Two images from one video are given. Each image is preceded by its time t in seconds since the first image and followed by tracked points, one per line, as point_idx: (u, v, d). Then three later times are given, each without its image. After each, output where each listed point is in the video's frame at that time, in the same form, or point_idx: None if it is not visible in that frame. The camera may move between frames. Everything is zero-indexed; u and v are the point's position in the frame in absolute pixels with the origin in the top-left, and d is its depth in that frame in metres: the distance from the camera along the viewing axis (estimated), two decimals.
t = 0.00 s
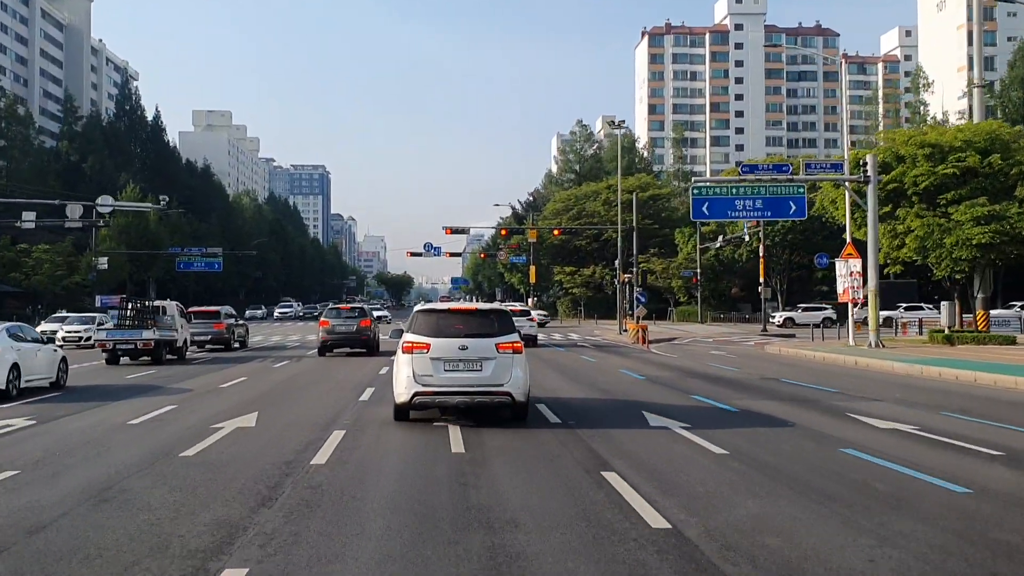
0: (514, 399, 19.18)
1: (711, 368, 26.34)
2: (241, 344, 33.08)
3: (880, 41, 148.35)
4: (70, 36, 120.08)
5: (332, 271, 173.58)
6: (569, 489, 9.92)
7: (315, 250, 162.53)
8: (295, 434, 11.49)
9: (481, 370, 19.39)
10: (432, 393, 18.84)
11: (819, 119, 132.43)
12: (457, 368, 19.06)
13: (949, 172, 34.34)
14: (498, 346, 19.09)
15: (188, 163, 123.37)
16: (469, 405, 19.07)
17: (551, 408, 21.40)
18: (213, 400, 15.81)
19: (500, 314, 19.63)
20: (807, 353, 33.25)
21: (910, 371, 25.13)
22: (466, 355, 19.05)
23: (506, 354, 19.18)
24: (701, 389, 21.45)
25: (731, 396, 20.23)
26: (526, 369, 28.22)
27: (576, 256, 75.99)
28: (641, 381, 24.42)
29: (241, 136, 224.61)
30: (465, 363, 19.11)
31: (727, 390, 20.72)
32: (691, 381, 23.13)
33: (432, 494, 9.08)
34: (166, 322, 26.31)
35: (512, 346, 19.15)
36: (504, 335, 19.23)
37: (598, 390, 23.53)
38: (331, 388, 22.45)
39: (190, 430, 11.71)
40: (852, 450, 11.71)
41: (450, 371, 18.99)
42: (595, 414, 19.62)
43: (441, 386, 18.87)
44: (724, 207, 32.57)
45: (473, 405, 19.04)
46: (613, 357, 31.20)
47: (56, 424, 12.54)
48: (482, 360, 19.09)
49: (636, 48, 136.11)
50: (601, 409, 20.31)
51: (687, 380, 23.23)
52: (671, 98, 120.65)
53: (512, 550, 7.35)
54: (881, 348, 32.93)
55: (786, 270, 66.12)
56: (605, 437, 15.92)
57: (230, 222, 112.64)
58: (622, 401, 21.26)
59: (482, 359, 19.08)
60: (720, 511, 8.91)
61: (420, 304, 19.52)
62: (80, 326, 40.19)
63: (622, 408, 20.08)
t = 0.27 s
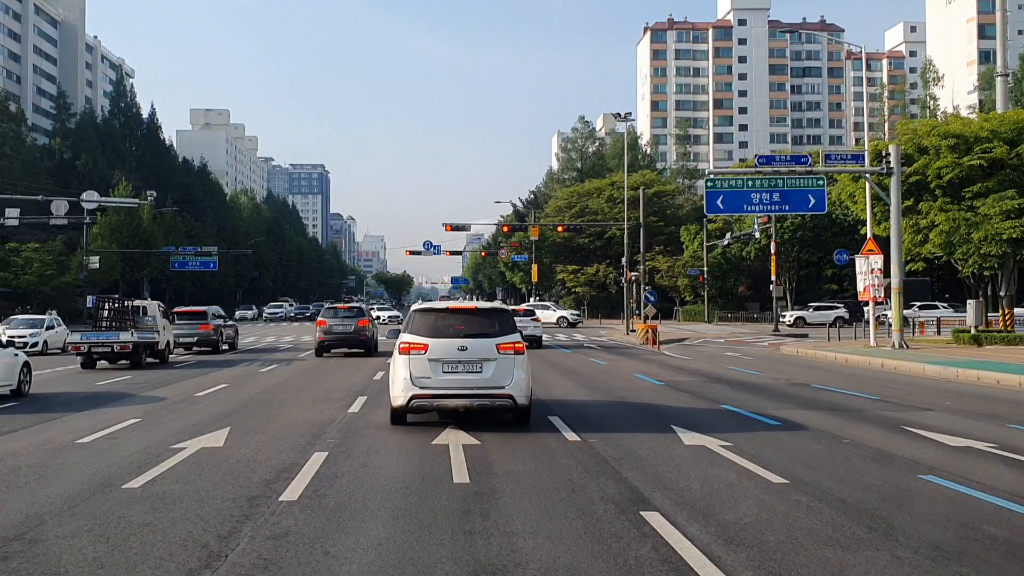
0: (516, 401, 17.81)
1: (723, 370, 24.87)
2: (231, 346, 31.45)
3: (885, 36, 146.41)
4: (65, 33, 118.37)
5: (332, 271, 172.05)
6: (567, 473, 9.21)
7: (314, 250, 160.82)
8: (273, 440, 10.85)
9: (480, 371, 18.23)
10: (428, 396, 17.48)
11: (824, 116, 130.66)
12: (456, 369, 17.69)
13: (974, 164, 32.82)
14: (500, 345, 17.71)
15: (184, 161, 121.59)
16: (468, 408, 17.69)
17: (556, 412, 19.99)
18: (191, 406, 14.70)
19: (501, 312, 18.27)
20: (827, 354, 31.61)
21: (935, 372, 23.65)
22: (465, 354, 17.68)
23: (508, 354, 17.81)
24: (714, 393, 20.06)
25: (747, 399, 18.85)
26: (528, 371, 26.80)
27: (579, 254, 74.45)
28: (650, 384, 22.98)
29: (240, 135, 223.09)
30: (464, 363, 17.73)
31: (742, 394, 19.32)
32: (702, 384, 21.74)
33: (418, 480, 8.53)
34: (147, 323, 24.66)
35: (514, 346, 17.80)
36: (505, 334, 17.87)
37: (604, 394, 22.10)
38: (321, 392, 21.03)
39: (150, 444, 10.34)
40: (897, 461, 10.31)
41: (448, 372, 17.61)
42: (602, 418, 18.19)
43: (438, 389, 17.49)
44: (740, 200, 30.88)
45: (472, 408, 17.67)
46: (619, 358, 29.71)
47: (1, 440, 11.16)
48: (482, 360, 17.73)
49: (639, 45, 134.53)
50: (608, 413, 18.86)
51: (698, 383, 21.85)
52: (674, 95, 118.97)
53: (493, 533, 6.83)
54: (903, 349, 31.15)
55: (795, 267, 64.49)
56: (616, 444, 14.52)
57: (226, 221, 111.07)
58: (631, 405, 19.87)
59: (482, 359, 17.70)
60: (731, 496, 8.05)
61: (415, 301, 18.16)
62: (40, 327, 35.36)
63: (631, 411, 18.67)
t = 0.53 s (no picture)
0: (521, 405, 17.02)
1: (738, 374, 23.50)
2: (221, 349, 29.79)
3: (891, 32, 144.38)
4: (60, 30, 116.53)
5: (331, 271, 170.41)
6: (585, 492, 8.11)
7: (314, 250, 159.36)
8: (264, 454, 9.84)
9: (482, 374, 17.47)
10: (429, 398, 16.80)
11: (829, 113, 128.71)
12: (458, 372, 16.99)
13: (1002, 154, 33.24)
14: (503, 348, 17.02)
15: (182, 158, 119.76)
16: (469, 412, 16.92)
17: (561, 418, 18.91)
18: (175, 415, 13.60)
19: (502, 311, 17.56)
20: (849, 356, 30.03)
21: (964, 375, 22.25)
22: (467, 356, 16.96)
23: (511, 356, 17.07)
24: (728, 401, 18.75)
25: (762, 404, 17.60)
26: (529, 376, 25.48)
27: (583, 253, 72.72)
28: (659, 389, 21.71)
29: (239, 134, 221.21)
30: (464, 365, 16.99)
31: (758, 402, 18.05)
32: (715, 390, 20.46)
33: (420, 506, 7.45)
34: (126, 325, 22.98)
35: (518, 348, 17.07)
36: (508, 337, 17.14)
37: (610, 401, 20.82)
38: (313, 397, 19.84)
39: (106, 463, 9.01)
40: (943, 480, 9.09)
41: (450, 375, 16.91)
42: (609, 426, 16.96)
43: (438, 391, 16.81)
44: (758, 194, 29.25)
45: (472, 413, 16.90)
46: (626, 360, 28.35)
47: None
48: (484, 364, 17.01)
49: (641, 41, 132.69)
50: (616, 421, 17.63)
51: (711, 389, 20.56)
52: (678, 92, 117.22)
53: (513, 570, 5.91)
54: (932, 351, 29.49)
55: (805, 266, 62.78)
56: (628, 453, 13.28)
57: (224, 221, 109.49)
58: (639, 411, 18.63)
59: (485, 362, 17.01)
60: (782, 527, 6.85)
61: (415, 302, 17.48)
62: None
63: (641, 419, 17.44)
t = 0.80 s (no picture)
0: (523, 408, 16.54)
1: (757, 376, 22.13)
2: (211, 351, 28.33)
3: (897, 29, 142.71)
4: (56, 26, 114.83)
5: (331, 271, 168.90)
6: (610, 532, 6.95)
7: (313, 249, 157.93)
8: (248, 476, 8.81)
9: (484, 376, 16.81)
10: (429, 401, 16.32)
11: (835, 110, 127.05)
12: (458, 374, 16.49)
13: None
14: (504, 349, 16.55)
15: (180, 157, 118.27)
16: (470, 416, 16.43)
17: (566, 422, 18.11)
18: (153, 426, 12.47)
19: (503, 312, 17.05)
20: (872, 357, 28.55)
21: (999, 379, 20.90)
22: (468, 358, 16.48)
23: (512, 358, 16.59)
24: (747, 406, 17.54)
25: (785, 408, 16.39)
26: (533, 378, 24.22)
27: (587, 252, 71.14)
28: (672, 392, 20.47)
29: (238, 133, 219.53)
30: (465, 367, 16.49)
31: (781, 405, 16.82)
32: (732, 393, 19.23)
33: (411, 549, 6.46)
34: (104, 326, 21.43)
35: (519, 349, 16.59)
36: (509, 337, 16.66)
37: (620, 405, 19.61)
38: (306, 402, 18.72)
39: (53, 492, 7.75)
40: (1016, 505, 7.93)
41: (450, 377, 16.43)
42: (622, 434, 15.68)
43: (438, 394, 16.33)
44: (777, 186, 27.53)
45: (474, 417, 16.41)
46: (634, 362, 27.07)
47: None
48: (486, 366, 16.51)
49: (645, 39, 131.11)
50: (628, 426, 16.43)
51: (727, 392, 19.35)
52: (682, 89, 115.49)
53: None
54: (961, 353, 27.87)
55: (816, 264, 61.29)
56: (646, 464, 12.06)
57: (221, 219, 108.00)
58: (653, 417, 17.43)
59: (486, 364, 16.52)
60: None
61: (414, 301, 16.95)
62: None
63: (655, 424, 16.27)
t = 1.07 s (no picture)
0: (527, 415, 15.61)
1: (780, 382, 20.65)
2: (199, 355, 26.81)
3: (903, 26, 140.85)
4: (52, 22, 113.10)
5: (331, 271, 167.43)
6: None
7: (313, 249, 156.49)
8: (223, 514, 7.66)
9: (486, 380, 15.71)
10: (427, 407, 15.41)
11: (841, 108, 125.46)
12: (459, 378, 15.56)
13: None
14: (506, 352, 15.65)
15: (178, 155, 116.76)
16: (471, 422, 15.49)
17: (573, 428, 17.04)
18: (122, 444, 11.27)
19: (505, 313, 16.16)
20: (897, 361, 27.04)
21: None
22: (468, 361, 15.56)
23: (515, 361, 15.69)
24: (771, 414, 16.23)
25: (813, 418, 15.09)
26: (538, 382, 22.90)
27: (591, 251, 69.72)
28: (687, 398, 19.17)
29: (238, 132, 218.16)
30: (466, 371, 15.56)
31: (808, 415, 15.51)
32: (752, 400, 17.94)
33: None
34: (79, 329, 19.95)
35: (522, 352, 15.71)
36: (511, 340, 15.78)
37: (631, 412, 18.31)
38: (296, 410, 17.53)
39: None
40: None
41: (450, 382, 15.51)
42: (640, 446, 14.27)
43: (437, 400, 15.42)
44: (799, 179, 26.10)
45: (475, 423, 15.48)
46: (644, 364, 25.74)
47: None
48: (487, 369, 15.59)
49: (648, 36, 129.60)
50: (643, 437, 15.14)
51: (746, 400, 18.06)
52: (686, 87, 113.78)
53: None
54: (991, 355, 26.38)
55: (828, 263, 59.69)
56: (672, 480, 10.68)
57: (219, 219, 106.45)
58: (669, 426, 16.15)
59: (488, 367, 15.61)
60: None
61: (411, 302, 16.03)
62: None
63: (672, 434, 15.00)
